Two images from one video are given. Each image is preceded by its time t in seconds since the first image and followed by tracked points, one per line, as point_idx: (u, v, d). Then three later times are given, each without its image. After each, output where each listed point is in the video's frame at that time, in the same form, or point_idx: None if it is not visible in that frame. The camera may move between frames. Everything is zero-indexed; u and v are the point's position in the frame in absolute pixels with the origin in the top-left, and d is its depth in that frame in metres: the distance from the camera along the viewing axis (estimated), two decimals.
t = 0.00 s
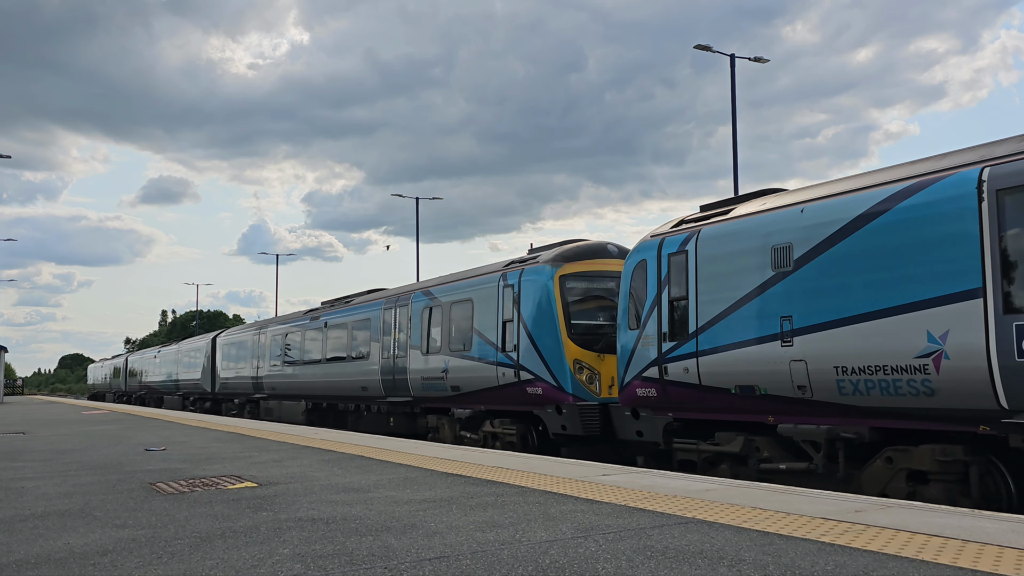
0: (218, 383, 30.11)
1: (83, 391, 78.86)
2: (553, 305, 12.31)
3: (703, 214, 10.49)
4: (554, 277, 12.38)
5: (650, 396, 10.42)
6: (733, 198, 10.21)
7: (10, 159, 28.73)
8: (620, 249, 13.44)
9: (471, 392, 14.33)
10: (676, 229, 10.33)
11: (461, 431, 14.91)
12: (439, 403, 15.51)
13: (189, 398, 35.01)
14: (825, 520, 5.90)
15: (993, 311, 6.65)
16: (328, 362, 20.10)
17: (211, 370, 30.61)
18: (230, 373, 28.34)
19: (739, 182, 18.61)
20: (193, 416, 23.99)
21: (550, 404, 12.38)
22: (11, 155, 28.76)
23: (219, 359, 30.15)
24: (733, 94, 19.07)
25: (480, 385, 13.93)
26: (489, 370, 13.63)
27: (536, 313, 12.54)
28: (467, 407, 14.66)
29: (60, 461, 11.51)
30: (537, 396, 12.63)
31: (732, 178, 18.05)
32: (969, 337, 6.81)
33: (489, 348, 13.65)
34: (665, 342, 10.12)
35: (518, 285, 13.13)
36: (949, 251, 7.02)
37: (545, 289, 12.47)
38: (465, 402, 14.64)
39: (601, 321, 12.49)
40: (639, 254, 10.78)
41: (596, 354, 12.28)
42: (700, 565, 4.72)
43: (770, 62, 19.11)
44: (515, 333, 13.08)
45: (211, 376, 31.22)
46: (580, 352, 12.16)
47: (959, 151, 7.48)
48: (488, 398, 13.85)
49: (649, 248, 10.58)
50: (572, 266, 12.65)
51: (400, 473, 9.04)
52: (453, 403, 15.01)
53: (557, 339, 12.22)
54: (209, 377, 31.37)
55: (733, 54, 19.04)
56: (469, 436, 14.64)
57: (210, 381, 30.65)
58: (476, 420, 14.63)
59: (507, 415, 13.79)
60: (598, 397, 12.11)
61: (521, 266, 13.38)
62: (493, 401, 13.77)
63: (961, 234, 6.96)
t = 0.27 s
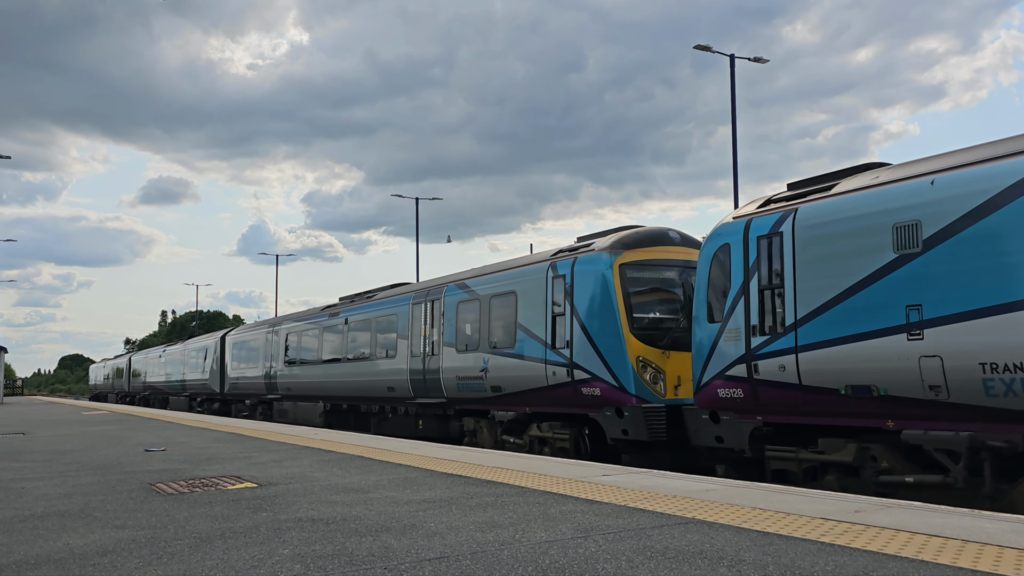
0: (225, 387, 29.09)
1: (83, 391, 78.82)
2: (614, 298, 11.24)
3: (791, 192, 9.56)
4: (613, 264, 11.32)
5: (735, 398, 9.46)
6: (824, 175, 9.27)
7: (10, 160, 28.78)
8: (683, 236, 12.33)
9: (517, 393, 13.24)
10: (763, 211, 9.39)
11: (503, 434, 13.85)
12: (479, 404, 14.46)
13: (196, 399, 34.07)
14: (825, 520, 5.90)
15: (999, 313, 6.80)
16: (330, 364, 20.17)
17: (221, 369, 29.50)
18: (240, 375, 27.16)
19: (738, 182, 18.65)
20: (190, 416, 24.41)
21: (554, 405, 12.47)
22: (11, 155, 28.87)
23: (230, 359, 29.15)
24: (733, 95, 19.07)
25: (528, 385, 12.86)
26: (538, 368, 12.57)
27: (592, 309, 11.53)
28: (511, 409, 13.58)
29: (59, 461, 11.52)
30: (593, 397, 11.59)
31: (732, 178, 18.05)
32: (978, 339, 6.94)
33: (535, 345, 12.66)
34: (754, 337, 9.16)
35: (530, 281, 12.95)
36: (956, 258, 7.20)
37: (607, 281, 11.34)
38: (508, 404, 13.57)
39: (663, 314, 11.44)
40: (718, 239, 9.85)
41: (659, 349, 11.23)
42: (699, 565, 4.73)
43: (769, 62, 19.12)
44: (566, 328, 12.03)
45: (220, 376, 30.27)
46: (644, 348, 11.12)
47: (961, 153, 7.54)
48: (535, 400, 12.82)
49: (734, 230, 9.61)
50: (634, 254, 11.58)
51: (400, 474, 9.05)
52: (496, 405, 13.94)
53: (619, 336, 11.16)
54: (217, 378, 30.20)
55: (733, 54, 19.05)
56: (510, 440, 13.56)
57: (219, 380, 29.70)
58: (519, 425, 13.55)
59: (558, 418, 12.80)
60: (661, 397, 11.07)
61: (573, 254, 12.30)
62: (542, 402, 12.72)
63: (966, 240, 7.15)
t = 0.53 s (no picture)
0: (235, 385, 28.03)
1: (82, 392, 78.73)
2: (689, 289, 10.00)
3: (907, 164, 8.37)
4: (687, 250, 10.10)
5: (847, 400, 8.13)
6: (950, 143, 8.07)
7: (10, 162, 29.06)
8: (761, 220, 11.07)
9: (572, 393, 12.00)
10: (864, 186, 8.35)
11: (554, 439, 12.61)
12: (524, 406, 13.22)
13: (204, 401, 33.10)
14: (825, 520, 5.91)
15: (999, 311, 6.80)
16: (330, 364, 20.12)
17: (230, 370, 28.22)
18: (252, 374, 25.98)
19: (738, 183, 18.69)
20: (189, 416, 24.61)
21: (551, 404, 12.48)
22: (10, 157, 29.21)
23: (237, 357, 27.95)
24: (733, 95, 19.09)
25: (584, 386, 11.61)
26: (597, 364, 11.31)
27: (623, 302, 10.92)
28: (562, 412, 12.35)
29: (60, 462, 11.58)
30: (662, 398, 10.33)
31: (732, 178, 18.08)
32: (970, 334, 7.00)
33: (595, 341, 11.35)
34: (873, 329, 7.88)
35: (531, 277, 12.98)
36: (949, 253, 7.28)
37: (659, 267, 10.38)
38: (559, 407, 12.34)
39: (745, 307, 10.16)
40: (820, 220, 8.62)
41: (740, 345, 9.93)
42: (700, 565, 4.73)
43: (769, 63, 19.12)
44: (631, 322, 10.76)
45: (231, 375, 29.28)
46: (725, 343, 9.84)
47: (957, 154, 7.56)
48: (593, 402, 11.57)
49: (823, 216, 8.59)
50: (711, 239, 10.34)
51: (401, 474, 9.07)
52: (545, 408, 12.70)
53: (696, 332, 9.86)
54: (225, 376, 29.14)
55: (732, 54, 19.08)
56: (562, 447, 12.27)
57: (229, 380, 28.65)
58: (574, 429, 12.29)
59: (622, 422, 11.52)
60: (745, 400, 9.77)
61: (637, 240, 11.06)
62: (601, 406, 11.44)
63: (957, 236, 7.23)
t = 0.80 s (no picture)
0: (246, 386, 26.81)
1: (81, 392, 78.70)
2: (789, 277, 8.54)
3: None
4: (785, 231, 8.68)
5: (1002, 402, 6.70)
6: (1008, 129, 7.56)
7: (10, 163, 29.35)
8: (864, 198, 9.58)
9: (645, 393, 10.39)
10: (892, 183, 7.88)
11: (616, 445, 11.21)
12: (578, 408, 11.84)
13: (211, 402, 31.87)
14: (825, 520, 5.91)
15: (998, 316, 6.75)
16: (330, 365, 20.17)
17: (239, 370, 27.01)
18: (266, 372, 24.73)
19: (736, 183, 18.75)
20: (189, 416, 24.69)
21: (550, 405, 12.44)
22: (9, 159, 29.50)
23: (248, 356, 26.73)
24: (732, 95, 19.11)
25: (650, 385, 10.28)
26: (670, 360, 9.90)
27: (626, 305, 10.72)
28: (627, 416, 10.87)
29: (60, 462, 11.63)
30: (756, 400, 8.88)
31: (732, 179, 18.11)
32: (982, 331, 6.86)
33: (669, 335, 9.92)
34: None
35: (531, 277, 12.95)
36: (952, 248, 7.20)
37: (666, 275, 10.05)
38: (621, 408, 10.92)
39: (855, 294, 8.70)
40: (963, 194, 7.22)
41: (849, 339, 8.46)
42: (699, 565, 4.74)
43: (767, 64, 19.15)
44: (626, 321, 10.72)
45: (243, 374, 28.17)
46: (834, 338, 8.39)
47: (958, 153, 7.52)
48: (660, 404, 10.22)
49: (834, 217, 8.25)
50: (813, 218, 8.92)
51: (400, 474, 9.09)
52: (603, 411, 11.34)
53: (791, 323, 8.46)
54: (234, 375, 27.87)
55: (731, 55, 19.12)
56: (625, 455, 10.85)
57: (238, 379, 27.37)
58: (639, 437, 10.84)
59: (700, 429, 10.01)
60: (859, 403, 8.31)
61: (718, 222, 9.60)
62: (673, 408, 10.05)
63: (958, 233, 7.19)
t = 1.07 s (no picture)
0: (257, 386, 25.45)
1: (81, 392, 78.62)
2: (926, 257, 7.37)
3: None
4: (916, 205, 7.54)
5: None
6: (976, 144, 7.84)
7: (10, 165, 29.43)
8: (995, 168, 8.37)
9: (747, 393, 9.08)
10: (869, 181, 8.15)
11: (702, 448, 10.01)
12: (651, 411, 10.60)
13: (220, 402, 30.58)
14: (824, 520, 5.91)
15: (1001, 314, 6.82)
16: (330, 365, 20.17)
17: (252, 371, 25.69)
18: (279, 370, 23.28)
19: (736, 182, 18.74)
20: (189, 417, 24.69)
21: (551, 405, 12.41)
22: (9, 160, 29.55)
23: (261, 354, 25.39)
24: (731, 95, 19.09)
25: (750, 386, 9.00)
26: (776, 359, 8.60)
27: (637, 304, 10.61)
28: (712, 418, 9.71)
29: (59, 462, 11.64)
30: (880, 401, 7.70)
31: (731, 179, 18.11)
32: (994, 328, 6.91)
33: (769, 327, 8.67)
34: None
35: (532, 277, 12.92)
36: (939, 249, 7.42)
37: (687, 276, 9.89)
38: (660, 409, 10.38)
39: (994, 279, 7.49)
40: None
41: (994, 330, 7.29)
42: (699, 565, 4.73)
43: (767, 63, 19.13)
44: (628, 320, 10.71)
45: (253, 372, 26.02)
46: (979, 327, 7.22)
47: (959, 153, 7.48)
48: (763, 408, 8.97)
49: (822, 211, 8.31)
50: (943, 191, 7.78)
51: (400, 474, 9.09)
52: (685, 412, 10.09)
53: (938, 315, 7.24)
54: (246, 372, 26.48)
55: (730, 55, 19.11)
56: (708, 462, 9.77)
57: (248, 378, 25.97)
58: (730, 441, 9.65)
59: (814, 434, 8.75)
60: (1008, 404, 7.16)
61: (826, 197, 8.45)
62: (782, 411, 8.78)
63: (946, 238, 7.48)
